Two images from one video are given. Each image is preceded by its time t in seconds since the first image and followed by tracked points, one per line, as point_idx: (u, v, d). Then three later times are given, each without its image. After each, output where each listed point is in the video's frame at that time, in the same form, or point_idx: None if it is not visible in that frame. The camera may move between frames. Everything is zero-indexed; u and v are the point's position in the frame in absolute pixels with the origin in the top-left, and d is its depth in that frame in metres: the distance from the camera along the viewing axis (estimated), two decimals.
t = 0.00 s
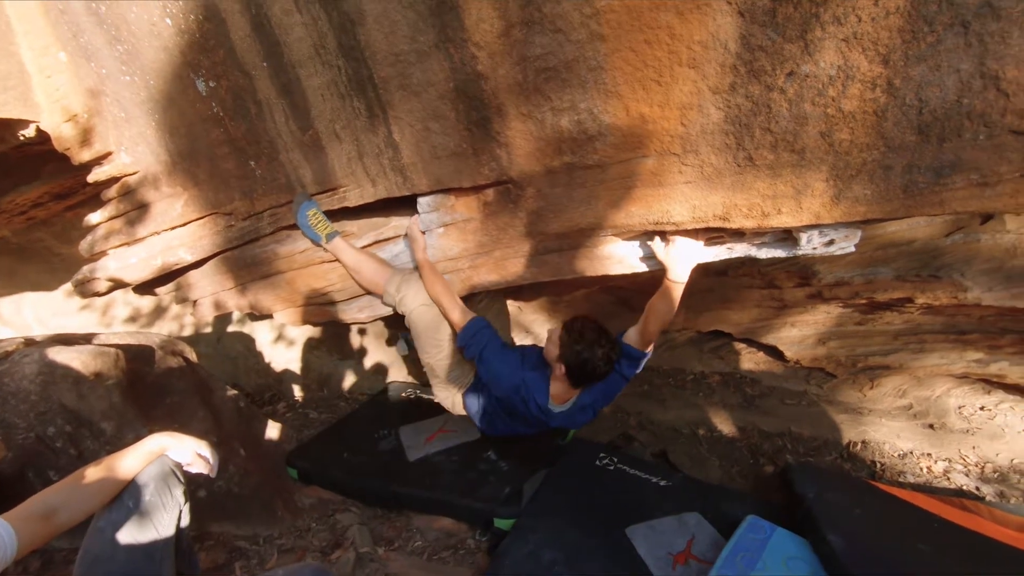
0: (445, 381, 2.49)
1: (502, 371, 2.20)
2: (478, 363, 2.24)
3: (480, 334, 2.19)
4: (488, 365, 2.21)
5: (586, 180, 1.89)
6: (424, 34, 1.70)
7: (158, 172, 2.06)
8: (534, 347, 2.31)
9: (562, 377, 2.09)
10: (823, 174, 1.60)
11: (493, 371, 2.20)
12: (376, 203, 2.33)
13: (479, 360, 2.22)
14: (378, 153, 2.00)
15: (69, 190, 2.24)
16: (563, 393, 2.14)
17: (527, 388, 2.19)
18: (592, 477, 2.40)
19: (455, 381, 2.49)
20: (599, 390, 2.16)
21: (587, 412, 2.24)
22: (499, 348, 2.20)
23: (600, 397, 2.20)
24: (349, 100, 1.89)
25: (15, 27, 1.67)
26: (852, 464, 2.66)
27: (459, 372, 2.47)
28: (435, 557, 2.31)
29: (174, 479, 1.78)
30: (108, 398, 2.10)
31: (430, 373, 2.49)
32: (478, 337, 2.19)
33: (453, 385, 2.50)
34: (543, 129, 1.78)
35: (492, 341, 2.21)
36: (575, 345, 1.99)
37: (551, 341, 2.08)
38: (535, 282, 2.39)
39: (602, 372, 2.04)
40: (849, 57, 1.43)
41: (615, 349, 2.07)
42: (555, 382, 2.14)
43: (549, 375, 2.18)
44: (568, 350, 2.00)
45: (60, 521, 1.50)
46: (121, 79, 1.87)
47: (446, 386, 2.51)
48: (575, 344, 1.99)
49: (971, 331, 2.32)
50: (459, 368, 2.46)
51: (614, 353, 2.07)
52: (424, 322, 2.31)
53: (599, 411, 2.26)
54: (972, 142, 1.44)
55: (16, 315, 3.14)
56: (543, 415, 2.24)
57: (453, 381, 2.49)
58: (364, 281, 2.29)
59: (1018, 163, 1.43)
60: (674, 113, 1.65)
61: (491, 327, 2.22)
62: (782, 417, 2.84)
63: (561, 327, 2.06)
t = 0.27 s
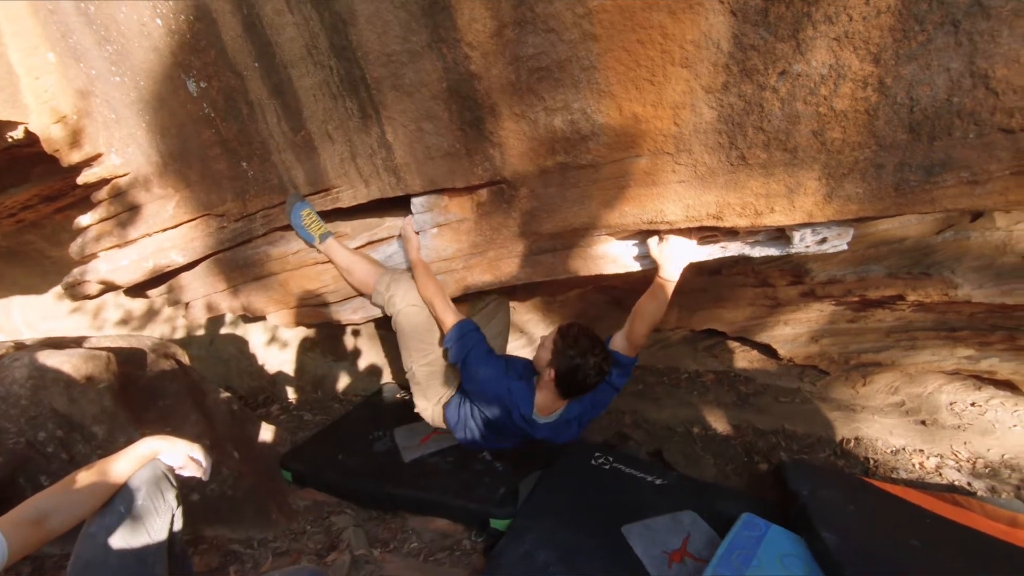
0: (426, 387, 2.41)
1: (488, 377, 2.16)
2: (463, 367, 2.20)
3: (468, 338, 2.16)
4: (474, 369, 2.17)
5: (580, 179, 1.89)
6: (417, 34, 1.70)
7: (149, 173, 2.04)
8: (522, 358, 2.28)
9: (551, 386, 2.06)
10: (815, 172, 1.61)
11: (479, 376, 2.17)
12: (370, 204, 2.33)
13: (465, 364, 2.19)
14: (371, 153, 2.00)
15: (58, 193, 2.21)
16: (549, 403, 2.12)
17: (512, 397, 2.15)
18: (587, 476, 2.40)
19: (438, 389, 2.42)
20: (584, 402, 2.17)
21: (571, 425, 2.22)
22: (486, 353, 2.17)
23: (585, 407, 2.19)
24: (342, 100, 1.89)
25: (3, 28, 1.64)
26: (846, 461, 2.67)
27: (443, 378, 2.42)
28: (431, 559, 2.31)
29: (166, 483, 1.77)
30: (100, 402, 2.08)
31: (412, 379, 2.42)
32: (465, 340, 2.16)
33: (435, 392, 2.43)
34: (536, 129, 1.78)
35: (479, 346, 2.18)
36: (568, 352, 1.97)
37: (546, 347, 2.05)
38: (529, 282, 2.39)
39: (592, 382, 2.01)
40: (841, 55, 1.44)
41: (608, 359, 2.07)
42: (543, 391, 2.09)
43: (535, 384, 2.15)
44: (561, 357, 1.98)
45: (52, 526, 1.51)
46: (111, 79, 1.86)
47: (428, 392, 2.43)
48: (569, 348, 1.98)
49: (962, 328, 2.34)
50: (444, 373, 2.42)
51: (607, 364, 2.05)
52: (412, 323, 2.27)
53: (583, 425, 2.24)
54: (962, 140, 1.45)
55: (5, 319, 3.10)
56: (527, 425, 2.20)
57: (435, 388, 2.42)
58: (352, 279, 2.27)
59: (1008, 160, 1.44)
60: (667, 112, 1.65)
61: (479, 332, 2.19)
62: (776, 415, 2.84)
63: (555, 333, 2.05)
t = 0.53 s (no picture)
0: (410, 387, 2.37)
1: (481, 370, 2.10)
2: (454, 362, 2.15)
3: (462, 333, 2.15)
4: (467, 362, 2.12)
5: (575, 179, 1.89)
6: (412, 34, 1.70)
7: (143, 174, 2.01)
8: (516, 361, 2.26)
9: (547, 378, 2.00)
10: (810, 172, 1.61)
11: (471, 368, 2.11)
12: (365, 204, 2.33)
13: (457, 358, 2.14)
14: (367, 153, 2.00)
15: (50, 193, 2.19)
16: (545, 397, 2.04)
17: (506, 389, 2.08)
18: (584, 475, 2.41)
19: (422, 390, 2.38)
20: (578, 403, 2.10)
21: (566, 427, 2.14)
22: (480, 347, 2.14)
23: (579, 409, 2.12)
24: (337, 100, 1.89)
25: None
26: (841, 459, 2.68)
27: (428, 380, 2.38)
28: (427, 559, 2.32)
29: (157, 485, 1.77)
30: (93, 404, 2.07)
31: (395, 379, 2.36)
32: (461, 331, 2.15)
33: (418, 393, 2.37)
34: (532, 129, 1.78)
35: (473, 341, 2.15)
36: (568, 338, 1.97)
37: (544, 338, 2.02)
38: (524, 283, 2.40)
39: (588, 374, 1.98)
40: (834, 56, 1.44)
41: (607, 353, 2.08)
42: (538, 384, 2.04)
43: (530, 379, 2.10)
44: (559, 344, 1.96)
45: (41, 530, 1.53)
46: (103, 79, 1.83)
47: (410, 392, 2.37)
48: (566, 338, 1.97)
49: (955, 326, 2.35)
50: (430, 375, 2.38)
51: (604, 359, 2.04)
52: (400, 319, 2.25)
53: (577, 429, 2.17)
54: (954, 140, 1.45)
55: None
56: (520, 422, 2.12)
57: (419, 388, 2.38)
58: (340, 274, 2.26)
59: (1001, 159, 1.44)
60: (662, 112, 1.65)
61: (472, 329, 2.17)
62: (771, 414, 2.86)
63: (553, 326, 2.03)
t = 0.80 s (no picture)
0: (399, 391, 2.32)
1: (473, 369, 2.09)
2: (446, 362, 2.14)
3: (454, 333, 2.14)
4: (459, 361, 2.10)
5: (569, 179, 1.89)
6: (405, 33, 1.69)
7: (136, 174, 2.01)
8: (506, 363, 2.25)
9: (540, 377, 1.98)
10: (802, 172, 1.62)
11: (463, 368, 2.10)
12: (360, 205, 2.32)
13: (448, 357, 2.12)
14: (360, 153, 2.00)
15: (43, 194, 2.18)
16: (538, 397, 2.03)
17: (499, 388, 2.07)
18: (579, 475, 2.42)
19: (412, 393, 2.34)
20: (569, 403, 2.11)
21: (556, 428, 2.15)
22: (472, 347, 2.13)
23: (569, 409, 2.12)
24: (330, 100, 1.88)
25: None
26: (834, 457, 2.70)
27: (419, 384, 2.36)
28: (423, 559, 2.32)
29: (149, 487, 1.76)
30: (86, 405, 2.07)
31: (384, 382, 2.33)
32: (453, 330, 2.14)
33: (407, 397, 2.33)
34: (526, 128, 1.78)
35: (465, 341, 2.14)
36: (562, 335, 1.97)
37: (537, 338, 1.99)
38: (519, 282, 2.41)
39: (581, 373, 1.98)
40: (826, 56, 1.45)
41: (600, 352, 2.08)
42: (531, 384, 2.02)
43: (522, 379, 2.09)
44: (553, 340, 1.96)
45: (32, 534, 1.52)
46: (95, 79, 1.82)
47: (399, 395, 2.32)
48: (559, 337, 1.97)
49: (948, 324, 2.37)
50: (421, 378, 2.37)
51: (598, 359, 2.04)
52: (391, 321, 2.24)
53: (566, 430, 2.18)
54: (945, 139, 1.46)
55: None
56: (512, 423, 2.11)
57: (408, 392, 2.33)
58: (331, 274, 2.26)
59: (990, 159, 1.46)
60: (655, 112, 1.66)
61: (464, 329, 2.16)
62: (766, 412, 2.87)
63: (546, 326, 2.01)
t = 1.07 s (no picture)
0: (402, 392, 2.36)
1: (468, 372, 2.11)
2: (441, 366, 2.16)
3: (449, 336, 2.15)
4: (454, 365, 2.12)
5: (561, 177, 1.89)
6: (394, 32, 1.69)
7: (125, 176, 1.98)
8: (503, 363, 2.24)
9: (533, 382, 2.00)
10: (792, 168, 1.63)
11: (458, 372, 2.11)
12: (351, 205, 2.31)
13: (444, 361, 2.14)
14: (351, 154, 1.99)
15: (31, 197, 2.16)
16: (532, 399, 2.04)
17: (493, 391, 2.08)
18: (574, 472, 2.42)
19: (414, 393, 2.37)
20: (566, 403, 2.11)
21: (554, 428, 2.15)
22: (467, 350, 2.14)
23: (565, 410, 2.12)
24: (320, 100, 1.87)
25: None
26: (828, 452, 2.73)
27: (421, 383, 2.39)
28: (419, 560, 2.32)
29: (142, 492, 1.75)
30: (77, 410, 2.04)
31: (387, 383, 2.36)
32: (448, 335, 2.15)
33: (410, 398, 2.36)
34: (516, 127, 1.78)
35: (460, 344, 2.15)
36: (554, 344, 1.97)
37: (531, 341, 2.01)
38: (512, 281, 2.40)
39: (575, 377, 2.01)
40: (814, 52, 1.45)
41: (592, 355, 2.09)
42: (525, 387, 2.04)
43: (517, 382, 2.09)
44: (545, 349, 1.96)
45: (22, 541, 1.52)
46: (82, 81, 1.80)
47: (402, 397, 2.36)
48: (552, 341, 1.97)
49: (939, 318, 2.38)
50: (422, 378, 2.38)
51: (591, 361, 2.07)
52: (391, 325, 2.25)
53: (565, 429, 2.18)
54: (932, 134, 1.47)
55: None
56: (508, 425, 2.12)
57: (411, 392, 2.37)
58: (326, 278, 2.24)
59: (977, 154, 1.47)
60: (645, 109, 1.66)
61: (459, 332, 2.18)
62: (759, 407, 2.88)
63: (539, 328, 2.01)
